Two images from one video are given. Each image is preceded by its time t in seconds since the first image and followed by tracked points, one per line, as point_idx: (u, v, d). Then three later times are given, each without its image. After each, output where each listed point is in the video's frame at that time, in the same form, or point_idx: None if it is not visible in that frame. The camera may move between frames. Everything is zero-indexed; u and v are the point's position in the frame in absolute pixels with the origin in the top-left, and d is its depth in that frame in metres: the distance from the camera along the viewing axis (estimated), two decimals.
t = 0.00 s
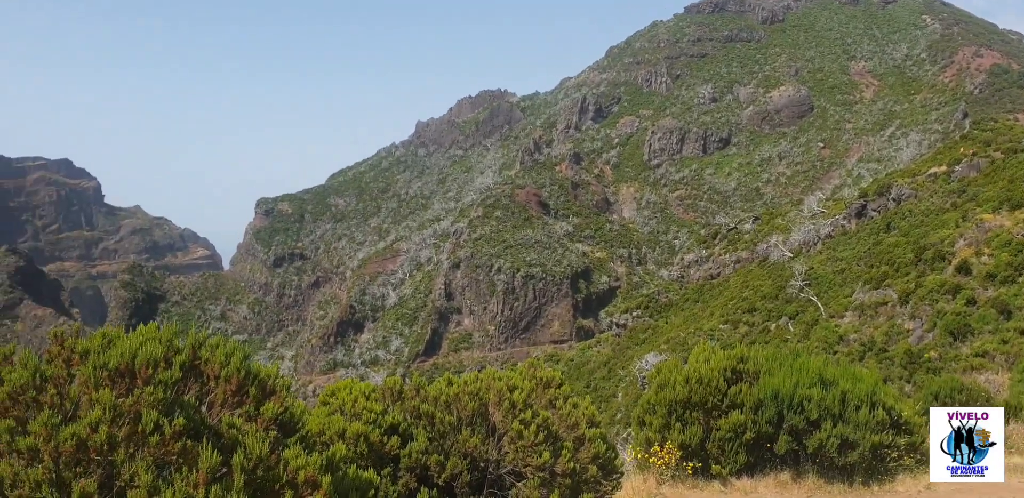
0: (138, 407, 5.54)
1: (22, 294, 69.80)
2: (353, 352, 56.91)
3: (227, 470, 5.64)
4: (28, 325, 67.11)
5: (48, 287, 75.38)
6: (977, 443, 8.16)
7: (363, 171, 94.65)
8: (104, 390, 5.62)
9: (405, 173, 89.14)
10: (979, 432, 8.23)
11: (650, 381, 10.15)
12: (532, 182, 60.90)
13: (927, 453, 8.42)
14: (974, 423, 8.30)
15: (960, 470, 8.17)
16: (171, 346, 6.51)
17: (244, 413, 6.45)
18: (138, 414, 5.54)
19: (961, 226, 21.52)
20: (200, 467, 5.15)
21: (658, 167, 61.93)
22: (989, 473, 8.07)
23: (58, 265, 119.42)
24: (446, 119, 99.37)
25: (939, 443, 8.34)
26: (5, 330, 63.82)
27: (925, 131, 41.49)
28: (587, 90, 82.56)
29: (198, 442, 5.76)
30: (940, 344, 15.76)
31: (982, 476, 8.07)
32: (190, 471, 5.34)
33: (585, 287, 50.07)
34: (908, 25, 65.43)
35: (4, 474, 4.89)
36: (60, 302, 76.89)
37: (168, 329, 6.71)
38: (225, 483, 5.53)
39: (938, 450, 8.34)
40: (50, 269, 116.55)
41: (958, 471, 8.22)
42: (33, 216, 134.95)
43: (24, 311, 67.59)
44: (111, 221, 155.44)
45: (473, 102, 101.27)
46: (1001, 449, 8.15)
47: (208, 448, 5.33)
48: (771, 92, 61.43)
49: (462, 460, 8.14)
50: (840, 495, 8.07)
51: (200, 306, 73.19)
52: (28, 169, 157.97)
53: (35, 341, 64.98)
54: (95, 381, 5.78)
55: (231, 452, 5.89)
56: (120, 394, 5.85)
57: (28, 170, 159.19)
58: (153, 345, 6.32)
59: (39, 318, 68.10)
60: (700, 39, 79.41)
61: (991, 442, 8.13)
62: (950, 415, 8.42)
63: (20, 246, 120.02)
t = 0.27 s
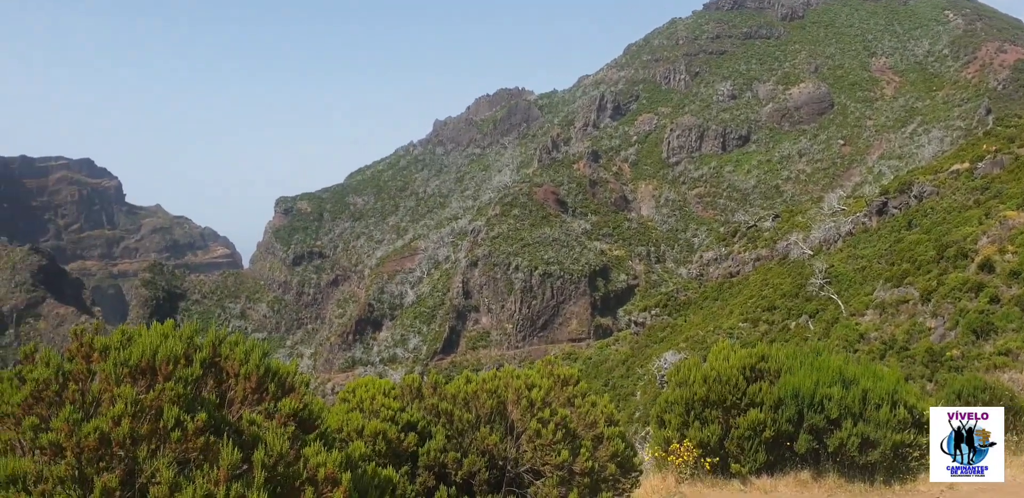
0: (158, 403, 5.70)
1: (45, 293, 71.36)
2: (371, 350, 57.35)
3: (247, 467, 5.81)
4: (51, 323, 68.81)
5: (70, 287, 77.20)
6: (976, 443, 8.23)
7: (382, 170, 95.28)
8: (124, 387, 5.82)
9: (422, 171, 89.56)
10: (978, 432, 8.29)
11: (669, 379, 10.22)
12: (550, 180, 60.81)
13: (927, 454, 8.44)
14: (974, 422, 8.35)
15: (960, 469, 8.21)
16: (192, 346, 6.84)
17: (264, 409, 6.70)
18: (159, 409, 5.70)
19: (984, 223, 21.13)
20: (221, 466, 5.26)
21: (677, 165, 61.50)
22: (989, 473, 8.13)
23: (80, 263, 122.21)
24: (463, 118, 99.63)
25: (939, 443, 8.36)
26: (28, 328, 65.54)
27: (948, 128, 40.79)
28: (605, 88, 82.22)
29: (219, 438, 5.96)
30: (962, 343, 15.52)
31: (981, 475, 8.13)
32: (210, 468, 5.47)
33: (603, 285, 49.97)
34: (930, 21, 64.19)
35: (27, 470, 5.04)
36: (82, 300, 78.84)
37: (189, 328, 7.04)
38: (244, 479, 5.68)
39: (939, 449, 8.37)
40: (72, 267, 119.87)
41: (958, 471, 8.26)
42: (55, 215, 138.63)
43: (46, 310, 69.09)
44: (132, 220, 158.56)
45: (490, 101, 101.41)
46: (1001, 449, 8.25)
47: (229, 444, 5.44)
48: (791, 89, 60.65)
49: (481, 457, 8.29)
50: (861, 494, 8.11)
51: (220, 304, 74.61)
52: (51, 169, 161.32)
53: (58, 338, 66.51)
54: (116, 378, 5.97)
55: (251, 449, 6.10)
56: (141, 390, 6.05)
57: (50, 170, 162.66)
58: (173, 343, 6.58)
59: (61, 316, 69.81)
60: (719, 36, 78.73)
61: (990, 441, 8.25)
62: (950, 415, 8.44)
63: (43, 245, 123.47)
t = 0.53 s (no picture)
0: (174, 400, 5.88)
1: (63, 292, 72.83)
2: (386, 349, 57.73)
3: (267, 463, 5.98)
4: (69, 321, 70.50)
5: (88, 285, 78.63)
6: (976, 442, 8.07)
7: (397, 169, 95.78)
8: (141, 383, 6.02)
9: (437, 170, 89.85)
10: (978, 431, 8.13)
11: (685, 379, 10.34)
12: (565, 178, 60.68)
13: (926, 455, 8.28)
14: (973, 423, 8.18)
15: (960, 470, 8.07)
16: (205, 339, 6.90)
17: (280, 406, 6.90)
18: (175, 407, 5.88)
19: (1004, 221, 20.72)
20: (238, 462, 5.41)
21: (692, 163, 61.10)
22: (989, 473, 8.04)
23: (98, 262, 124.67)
24: (478, 116, 99.77)
25: (939, 443, 8.22)
26: (46, 326, 67.67)
27: (966, 125, 40.09)
28: (620, 86, 81.88)
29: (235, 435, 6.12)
30: (981, 342, 15.31)
31: (982, 475, 8.00)
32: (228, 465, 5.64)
33: (617, 284, 49.87)
34: (949, 17, 62.82)
35: (47, 467, 5.28)
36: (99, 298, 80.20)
37: (204, 324, 7.18)
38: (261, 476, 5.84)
39: (939, 450, 8.20)
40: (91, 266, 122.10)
41: (958, 471, 8.13)
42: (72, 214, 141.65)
43: (64, 308, 70.63)
44: (150, 219, 161.18)
45: (505, 99, 101.45)
46: (1001, 448, 8.13)
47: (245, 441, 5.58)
48: (807, 86, 59.92)
49: (496, 455, 8.42)
50: (880, 494, 8.03)
51: (236, 302, 75.64)
52: (69, 169, 164.21)
53: (77, 336, 68.24)
54: (132, 375, 6.14)
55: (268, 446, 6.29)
56: (159, 387, 6.22)
57: (68, 170, 165.50)
58: (190, 339, 6.77)
59: (79, 315, 71.56)
60: (735, 33, 78.17)
61: (990, 441, 8.12)
62: (950, 416, 8.30)
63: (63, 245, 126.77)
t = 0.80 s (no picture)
0: (194, 399, 6.23)
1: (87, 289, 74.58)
2: (406, 347, 58.18)
3: (286, 461, 6.23)
4: (93, 318, 72.05)
5: (111, 283, 79.99)
6: (977, 443, 8.29)
7: (416, 168, 96.34)
8: (163, 382, 6.27)
9: (456, 168, 90.19)
10: (978, 431, 8.33)
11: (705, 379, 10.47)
12: (584, 176, 60.47)
13: (927, 454, 8.45)
14: (973, 422, 8.38)
15: (960, 470, 8.31)
16: (227, 338, 7.13)
17: (303, 403, 7.09)
18: (196, 405, 6.24)
19: None
20: (260, 459, 5.75)
21: (713, 160, 60.62)
22: (989, 473, 8.28)
23: (121, 260, 128.67)
24: (497, 115, 99.92)
25: (939, 443, 8.38)
26: (70, 324, 69.76)
27: (992, 122, 39.14)
28: (639, 84, 81.41)
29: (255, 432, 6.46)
30: (1007, 342, 15.02)
31: (981, 475, 8.26)
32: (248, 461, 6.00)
33: (638, 283, 49.69)
34: (974, 13, 60.87)
35: (75, 464, 5.72)
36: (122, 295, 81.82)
37: (228, 322, 7.37)
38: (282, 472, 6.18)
39: (939, 449, 8.37)
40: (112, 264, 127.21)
41: (958, 470, 8.35)
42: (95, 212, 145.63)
43: (87, 305, 72.15)
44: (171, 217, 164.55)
45: (525, 97, 101.50)
46: (1000, 448, 8.33)
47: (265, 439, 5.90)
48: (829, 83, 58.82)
49: (517, 454, 8.55)
50: (905, 494, 8.32)
51: (257, 300, 76.49)
52: (93, 168, 167.89)
53: (101, 333, 69.96)
54: (155, 374, 6.42)
55: (289, 443, 6.62)
56: (181, 385, 6.49)
57: (92, 169, 168.87)
58: (212, 337, 7.01)
59: (102, 312, 73.20)
60: (756, 30, 77.57)
61: (990, 441, 8.29)
62: (950, 415, 8.46)
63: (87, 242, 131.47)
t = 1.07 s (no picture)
0: (214, 397, 6.71)
1: (107, 286, 74.99)
2: (423, 344, 58.54)
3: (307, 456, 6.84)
4: (113, 315, 72.78)
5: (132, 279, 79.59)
6: (976, 443, 8.67)
7: (434, 165, 96.78)
8: (184, 379, 6.93)
9: (474, 166, 90.40)
10: (979, 431, 8.69)
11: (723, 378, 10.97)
12: (602, 174, 60.10)
13: (927, 454, 8.86)
14: (973, 422, 8.70)
15: (960, 470, 8.71)
16: (247, 338, 7.79)
17: (321, 400, 7.83)
18: (216, 403, 6.71)
19: None
20: (280, 454, 6.25)
21: (733, 158, 60.03)
22: (989, 473, 8.66)
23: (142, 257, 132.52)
24: (515, 113, 99.95)
25: (939, 443, 8.76)
26: (92, 320, 71.55)
27: (1017, 119, 38.34)
28: (657, 81, 80.82)
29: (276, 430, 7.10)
30: None
31: (982, 475, 8.64)
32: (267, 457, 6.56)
33: (655, 281, 49.14)
34: (999, 8, 58.90)
35: (99, 457, 6.17)
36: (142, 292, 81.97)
37: (247, 320, 8.07)
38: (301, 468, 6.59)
39: (938, 449, 8.77)
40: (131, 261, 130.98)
41: (958, 470, 8.76)
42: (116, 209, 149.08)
43: (108, 302, 72.86)
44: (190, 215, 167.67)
45: (543, 95, 101.50)
46: (1000, 447, 8.73)
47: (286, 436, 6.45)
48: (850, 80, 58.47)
49: (535, 452, 9.18)
50: (924, 493, 8.67)
51: (276, 298, 77.14)
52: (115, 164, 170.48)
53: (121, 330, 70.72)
54: (177, 372, 7.08)
55: (308, 439, 7.19)
56: (202, 382, 7.16)
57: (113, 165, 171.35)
58: (231, 334, 7.74)
59: (123, 309, 73.39)
60: (776, 28, 77.05)
61: (990, 441, 8.69)
62: (950, 415, 8.78)
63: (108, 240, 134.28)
